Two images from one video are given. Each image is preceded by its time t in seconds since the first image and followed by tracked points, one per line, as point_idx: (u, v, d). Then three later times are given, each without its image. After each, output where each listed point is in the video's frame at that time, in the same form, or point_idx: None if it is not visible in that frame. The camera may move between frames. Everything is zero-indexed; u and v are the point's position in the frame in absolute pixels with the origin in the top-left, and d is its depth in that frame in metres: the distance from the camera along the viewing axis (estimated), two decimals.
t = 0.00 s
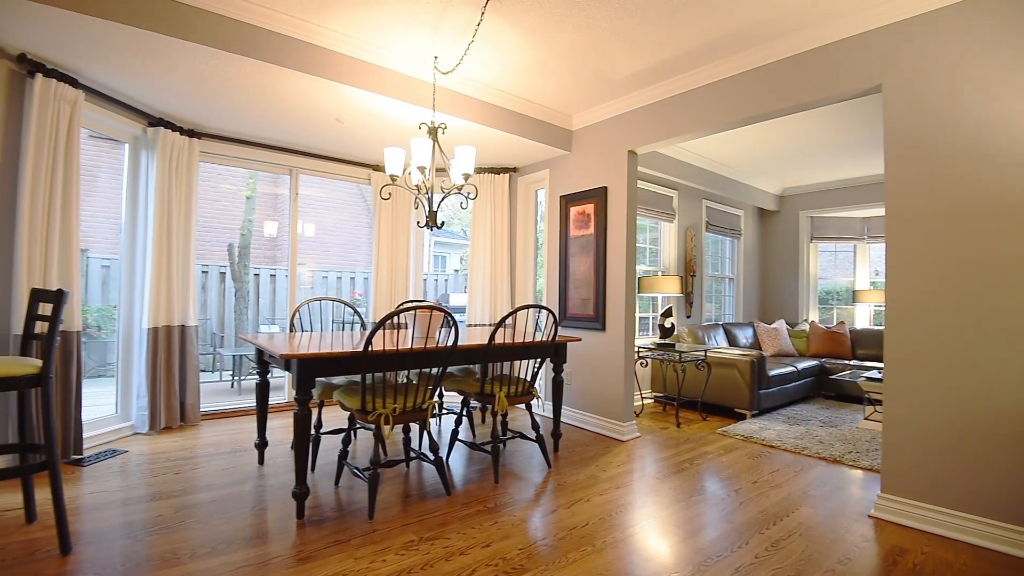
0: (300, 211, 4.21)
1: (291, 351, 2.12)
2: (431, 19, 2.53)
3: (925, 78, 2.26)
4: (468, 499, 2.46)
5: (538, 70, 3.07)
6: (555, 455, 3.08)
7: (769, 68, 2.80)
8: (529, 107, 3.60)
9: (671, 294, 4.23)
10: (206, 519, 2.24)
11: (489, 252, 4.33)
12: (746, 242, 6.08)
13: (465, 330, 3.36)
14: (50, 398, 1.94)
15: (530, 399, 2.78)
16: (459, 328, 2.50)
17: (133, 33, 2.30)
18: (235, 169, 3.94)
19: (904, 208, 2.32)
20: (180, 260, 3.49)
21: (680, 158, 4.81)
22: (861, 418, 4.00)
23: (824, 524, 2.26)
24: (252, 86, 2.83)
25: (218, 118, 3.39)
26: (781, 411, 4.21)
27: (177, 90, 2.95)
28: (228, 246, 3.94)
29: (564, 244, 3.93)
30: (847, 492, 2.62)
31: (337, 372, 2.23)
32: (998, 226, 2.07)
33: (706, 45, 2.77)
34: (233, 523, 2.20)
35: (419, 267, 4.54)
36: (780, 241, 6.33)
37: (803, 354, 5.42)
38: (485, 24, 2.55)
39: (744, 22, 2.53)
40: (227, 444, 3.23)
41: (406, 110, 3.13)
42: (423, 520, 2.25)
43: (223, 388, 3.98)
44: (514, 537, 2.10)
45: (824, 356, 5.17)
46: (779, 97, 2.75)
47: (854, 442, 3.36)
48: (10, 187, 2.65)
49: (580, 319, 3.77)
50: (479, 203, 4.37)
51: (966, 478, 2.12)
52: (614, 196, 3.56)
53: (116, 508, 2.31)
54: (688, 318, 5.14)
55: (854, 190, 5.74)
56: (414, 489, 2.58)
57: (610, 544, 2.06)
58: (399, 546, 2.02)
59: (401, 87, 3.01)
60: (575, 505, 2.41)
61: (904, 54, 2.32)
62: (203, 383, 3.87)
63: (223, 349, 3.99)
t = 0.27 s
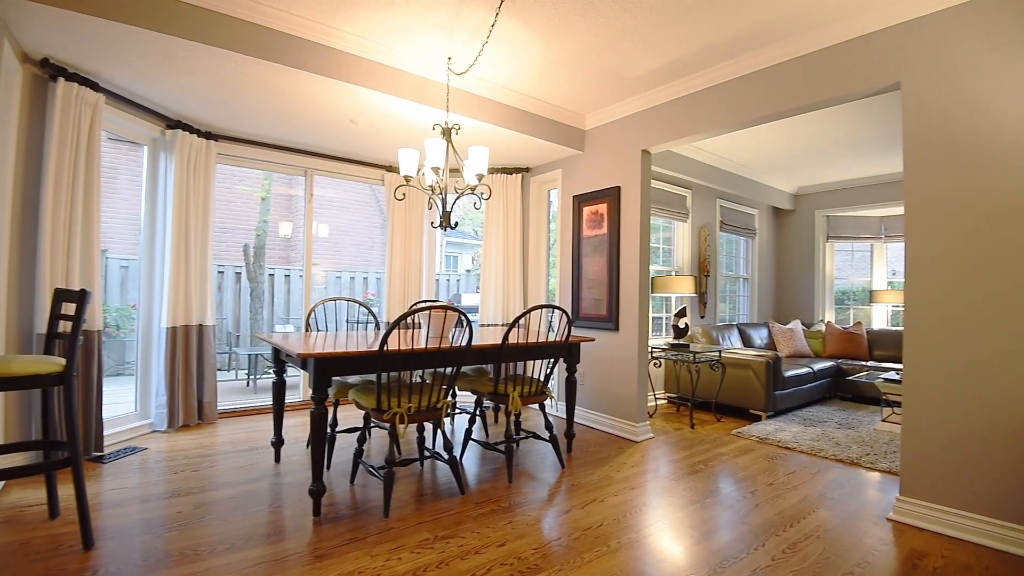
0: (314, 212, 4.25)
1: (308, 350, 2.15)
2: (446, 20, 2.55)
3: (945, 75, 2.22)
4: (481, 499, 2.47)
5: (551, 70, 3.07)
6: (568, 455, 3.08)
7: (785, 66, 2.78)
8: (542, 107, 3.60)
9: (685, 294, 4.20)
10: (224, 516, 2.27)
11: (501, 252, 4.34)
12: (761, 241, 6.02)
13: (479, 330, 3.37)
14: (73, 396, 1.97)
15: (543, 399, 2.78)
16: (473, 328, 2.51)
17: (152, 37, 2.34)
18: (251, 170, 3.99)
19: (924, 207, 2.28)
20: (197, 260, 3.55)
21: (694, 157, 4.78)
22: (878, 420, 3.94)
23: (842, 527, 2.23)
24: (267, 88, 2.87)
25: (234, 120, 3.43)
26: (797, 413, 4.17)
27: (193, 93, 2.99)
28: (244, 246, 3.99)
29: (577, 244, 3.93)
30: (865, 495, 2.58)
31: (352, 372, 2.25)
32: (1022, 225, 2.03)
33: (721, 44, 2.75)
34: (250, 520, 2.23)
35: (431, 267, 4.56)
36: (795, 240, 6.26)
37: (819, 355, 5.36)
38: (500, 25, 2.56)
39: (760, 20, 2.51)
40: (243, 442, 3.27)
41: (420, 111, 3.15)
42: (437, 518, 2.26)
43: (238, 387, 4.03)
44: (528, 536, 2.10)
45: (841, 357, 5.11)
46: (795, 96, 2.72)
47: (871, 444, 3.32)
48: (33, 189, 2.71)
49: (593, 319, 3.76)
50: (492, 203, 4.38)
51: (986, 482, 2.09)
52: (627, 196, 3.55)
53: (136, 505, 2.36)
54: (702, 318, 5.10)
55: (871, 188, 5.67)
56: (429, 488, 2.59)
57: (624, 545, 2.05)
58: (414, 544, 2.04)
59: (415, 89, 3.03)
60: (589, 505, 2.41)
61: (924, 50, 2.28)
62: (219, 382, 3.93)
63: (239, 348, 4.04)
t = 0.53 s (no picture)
0: (328, 212, 4.29)
1: (323, 350, 2.17)
2: (459, 22, 2.56)
3: (965, 71, 2.18)
4: (494, 499, 2.47)
5: (563, 70, 3.07)
6: (581, 455, 3.07)
7: (801, 64, 2.75)
8: (554, 108, 3.60)
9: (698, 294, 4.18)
10: (242, 513, 2.30)
11: (513, 252, 4.35)
12: (775, 241, 5.97)
13: (491, 330, 3.38)
14: (95, 394, 2.01)
15: (556, 399, 2.78)
16: (486, 328, 2.52)
17: (171, 41, 2.38)
18: (265, 172, 4.03)
19: (944, 205, 2.24)
20: (214, 261, 3.60)
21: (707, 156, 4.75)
22: (895, 422, 3.89)
23: (859, 529, 2.21)
24: (282, 91, 2.90)
25: (249, 122, 3.47)
26: (812, 414, 4.13)
27: (210, 95, 3.03)
28: (258, 247, 4.03)
29: (590, 244, 3.93)
30: (882, 497, 2.55)
31: (367, 370, 2.26)
32: None
33: (734, 42, 2.73)
34: (267, 518, 2.25)
35: (444, 267, 4.58)
36: (810, 240, 6.20)
37: (835, 356, 5.30)
38: (513, 26, 2.57)
39: (775, 17, 2.49)
40: (259, 440, 3.31)
41: (434, 112, 3.16)
42: (451, 518, 2.27)
43: (253, 386, 4.08)
44: (542, 536, 2.11)
45: (857, 358, 5.05)
46: (811, 94, 2.70)
47: (889, 446, 3.28)
48: (55, 191, 2.76)
49: (606, 319, 3.75)
50: (504, 203, 4.38)
51: (1009, 485, 2.05)
52: (640, 196, 3.54)
53: (154, 502, 2.39)
54: (715, 318, 5.07)
55: (887, 187, 5.60)
56: (442, 488, 2.60)
57: (638, 546, 2.05)
58: (429, 542, 2.05)
59: (429, 90, 3.05)
60: (602, 506, 2.41)
61: (944, 46, 2.24)
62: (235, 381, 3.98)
63: (253, 348, 4.09)
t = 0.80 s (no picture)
0: (341, 213, 4.32)
1: (339, 350, 2.19)
2: (473, 22, 2.57)
3: (985, 67, 2.14)
4: (508, 498, 2.47)
5: (576, 69, 3.07)
6: (594, 456, 3.07)
7: (816, 62, 2.72)
8: (567, 107, 3.60)
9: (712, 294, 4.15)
10: (258, 511, 2.33)
11: (525, 252, 4.35)
12: (789, 240, 5.91)
13: (504, 330, 3.39)
14: (116, 393, 2.04)
15: (569, 399, 2.78)
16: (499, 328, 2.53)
17: (188, 44, 2.41)
18: (279, 173, 4.07)
19: (964, 203, 2.20)
20: (230, 261, 3.64)
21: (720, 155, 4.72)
22: (913, 424, 3.83)
23: (876, 532, 2.18)
24: (297, 92, 2.93)
25: (264, 124, 3.51)
26: (828, 416, 4.08)
27: (226, 98, 3.07)
28: (272, 247, 4.07)
29: (602, 244, 3.92)
30: (899, 500, 2.52)
31: (381, 369, 2.28)
32: None
33: (748, 40, 2.71)
34: (283, 516, 2.28)
35: (456, 268, 4.60)
36: (825, 239, 6.14)
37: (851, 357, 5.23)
38: (526, 26, 2.58)
39: (789, 16, 2.47)
40: (274, 439, 3.34)
41: (447, 113, 3.18)
42: (465, 517, 2.28)
43: (268, 385, 4.13)
44: (556, 536, 2.11)
45: (874, 359, 4.99)
46: (827, 92, 2.67)
47: (906, 449, 3.23)
48: (76, 193, 2.82)
49: (618, 319, 3.75)
50: (516, 204, 4.39)
51: None
52: (653, 196, 3.52)
53: (171, 499, 2.43)
54: (729, 319, 5.03)
55: (905, 185, 5.52)
56: (456, 487, 2.61)
57: (652, 548, 2.04)
58: (443, 541, 2.06)
59: (442, 91, 3.07)
60: (616, 506, 2.41)
61: (964, 41, 2.20)
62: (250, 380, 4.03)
63: (268, 347, 4.13)
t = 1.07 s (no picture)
0: (354, 214, 4.36)
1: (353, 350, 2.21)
2: (486, 23, 2.58)
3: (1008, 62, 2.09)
4: (521, 498, 2.48)
5: (588, 69, 3.06)
6: (607, 456, 3.06)
7: (833, 59, 2.69)
8: (579, 107, 3.60)
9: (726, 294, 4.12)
10: (274, 508, 2.36)
11: (537, 252, 4.36)
12: (804, 239, 5.85)
13: (517, 330, 3.40)
14: (136, 392, 2.07)
15: (583, 400, 2.77)
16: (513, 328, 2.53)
17: (206, 47, 2.45)
18: (293, 174, 4.11)
19: (987, 201, 2.16)
20: (245, 262, 3.69)
21: (734, 154, 4.68)
22: (932, 426, 3.77)
23: (894, 535, 2.16)
24: (312, 94, 2.95)
25: (279, 126, 3.55)
26: (844, 417, 4.04)
27: (242, 100, 3.11)
28: (287, 248, 4.12)
29: (615, 245, 3.91)
30: (917, 503, 2.48)
31: (396, 369, 2.29)
32: None
33: (763, 38, 2.69)
34: (298, 514, 2.30)
35: (468, 268, 4.61)
36: (841, 239, 6.06)
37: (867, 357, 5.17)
38: (539, 26, 2.58)
39: (805, 13, 2.44)
40: (289, 437, 3.38)
41: (460, 114, 3.19)
42: (479, 516, 2.29)
43: (282, 384, 4.18)
44: (570, 537, 2.11)
45: (891, 360, 4.92)
46: (844, 90, 2.64)
47: (925, 451, 3.18)
48: (96, 195, 2.87)
49: (631, 319, 3.73)
50: (529, 204, 4.40)
51: None
52: (666, 195, 3.51)
53: (189, 496, 2.47)
54: (743, 319, 5.00)
55: (923, 184, 5.44)
56: (469, 486, 2.62)
57: (666, 549, 2.03)
58: (457, 540, 2.07)
59: (455, 92, 3.08)
60: (630, 507, 2.40)
61: (987, 37, 2.16)
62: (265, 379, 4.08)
63: (282, 347, 4.17)
